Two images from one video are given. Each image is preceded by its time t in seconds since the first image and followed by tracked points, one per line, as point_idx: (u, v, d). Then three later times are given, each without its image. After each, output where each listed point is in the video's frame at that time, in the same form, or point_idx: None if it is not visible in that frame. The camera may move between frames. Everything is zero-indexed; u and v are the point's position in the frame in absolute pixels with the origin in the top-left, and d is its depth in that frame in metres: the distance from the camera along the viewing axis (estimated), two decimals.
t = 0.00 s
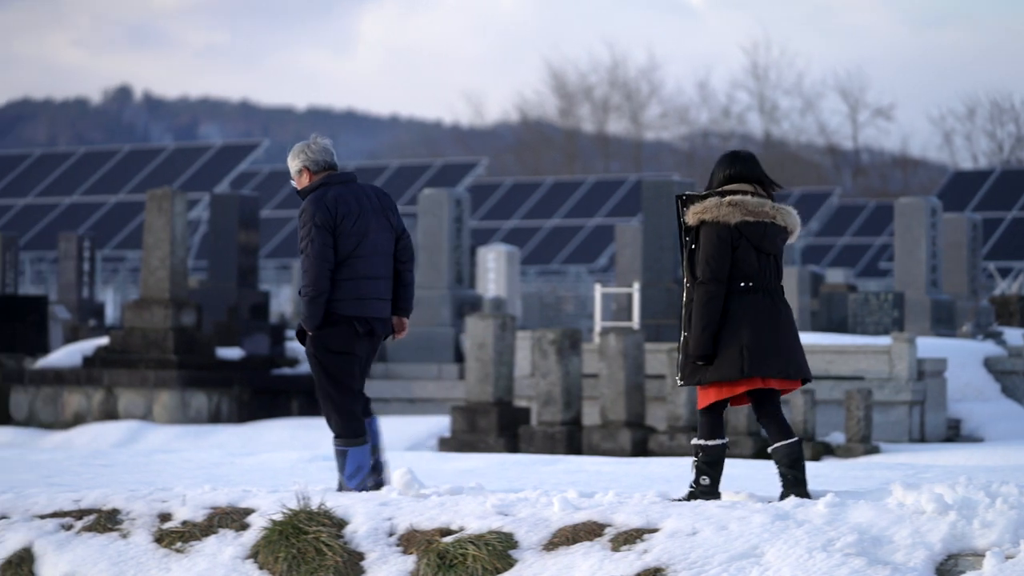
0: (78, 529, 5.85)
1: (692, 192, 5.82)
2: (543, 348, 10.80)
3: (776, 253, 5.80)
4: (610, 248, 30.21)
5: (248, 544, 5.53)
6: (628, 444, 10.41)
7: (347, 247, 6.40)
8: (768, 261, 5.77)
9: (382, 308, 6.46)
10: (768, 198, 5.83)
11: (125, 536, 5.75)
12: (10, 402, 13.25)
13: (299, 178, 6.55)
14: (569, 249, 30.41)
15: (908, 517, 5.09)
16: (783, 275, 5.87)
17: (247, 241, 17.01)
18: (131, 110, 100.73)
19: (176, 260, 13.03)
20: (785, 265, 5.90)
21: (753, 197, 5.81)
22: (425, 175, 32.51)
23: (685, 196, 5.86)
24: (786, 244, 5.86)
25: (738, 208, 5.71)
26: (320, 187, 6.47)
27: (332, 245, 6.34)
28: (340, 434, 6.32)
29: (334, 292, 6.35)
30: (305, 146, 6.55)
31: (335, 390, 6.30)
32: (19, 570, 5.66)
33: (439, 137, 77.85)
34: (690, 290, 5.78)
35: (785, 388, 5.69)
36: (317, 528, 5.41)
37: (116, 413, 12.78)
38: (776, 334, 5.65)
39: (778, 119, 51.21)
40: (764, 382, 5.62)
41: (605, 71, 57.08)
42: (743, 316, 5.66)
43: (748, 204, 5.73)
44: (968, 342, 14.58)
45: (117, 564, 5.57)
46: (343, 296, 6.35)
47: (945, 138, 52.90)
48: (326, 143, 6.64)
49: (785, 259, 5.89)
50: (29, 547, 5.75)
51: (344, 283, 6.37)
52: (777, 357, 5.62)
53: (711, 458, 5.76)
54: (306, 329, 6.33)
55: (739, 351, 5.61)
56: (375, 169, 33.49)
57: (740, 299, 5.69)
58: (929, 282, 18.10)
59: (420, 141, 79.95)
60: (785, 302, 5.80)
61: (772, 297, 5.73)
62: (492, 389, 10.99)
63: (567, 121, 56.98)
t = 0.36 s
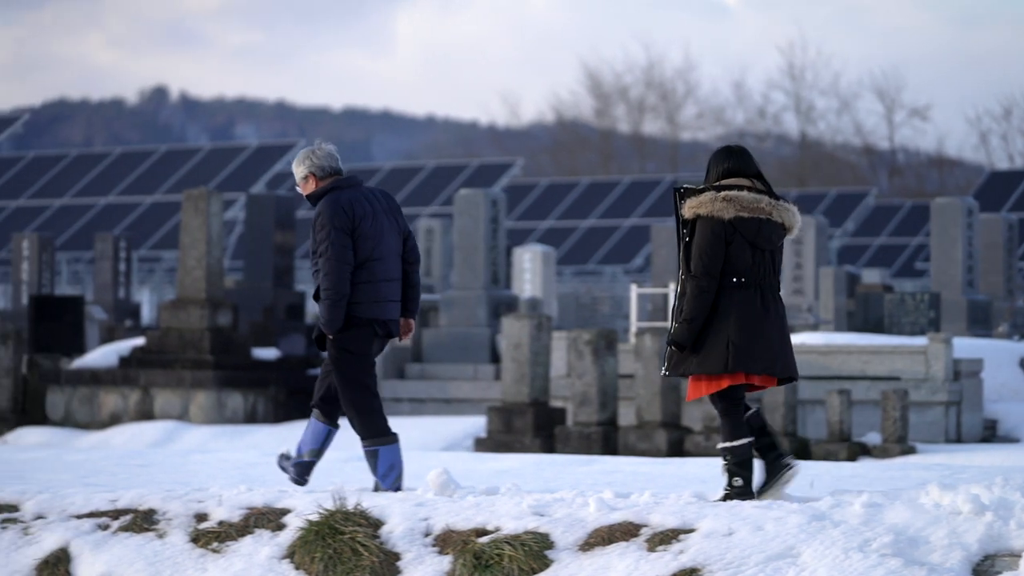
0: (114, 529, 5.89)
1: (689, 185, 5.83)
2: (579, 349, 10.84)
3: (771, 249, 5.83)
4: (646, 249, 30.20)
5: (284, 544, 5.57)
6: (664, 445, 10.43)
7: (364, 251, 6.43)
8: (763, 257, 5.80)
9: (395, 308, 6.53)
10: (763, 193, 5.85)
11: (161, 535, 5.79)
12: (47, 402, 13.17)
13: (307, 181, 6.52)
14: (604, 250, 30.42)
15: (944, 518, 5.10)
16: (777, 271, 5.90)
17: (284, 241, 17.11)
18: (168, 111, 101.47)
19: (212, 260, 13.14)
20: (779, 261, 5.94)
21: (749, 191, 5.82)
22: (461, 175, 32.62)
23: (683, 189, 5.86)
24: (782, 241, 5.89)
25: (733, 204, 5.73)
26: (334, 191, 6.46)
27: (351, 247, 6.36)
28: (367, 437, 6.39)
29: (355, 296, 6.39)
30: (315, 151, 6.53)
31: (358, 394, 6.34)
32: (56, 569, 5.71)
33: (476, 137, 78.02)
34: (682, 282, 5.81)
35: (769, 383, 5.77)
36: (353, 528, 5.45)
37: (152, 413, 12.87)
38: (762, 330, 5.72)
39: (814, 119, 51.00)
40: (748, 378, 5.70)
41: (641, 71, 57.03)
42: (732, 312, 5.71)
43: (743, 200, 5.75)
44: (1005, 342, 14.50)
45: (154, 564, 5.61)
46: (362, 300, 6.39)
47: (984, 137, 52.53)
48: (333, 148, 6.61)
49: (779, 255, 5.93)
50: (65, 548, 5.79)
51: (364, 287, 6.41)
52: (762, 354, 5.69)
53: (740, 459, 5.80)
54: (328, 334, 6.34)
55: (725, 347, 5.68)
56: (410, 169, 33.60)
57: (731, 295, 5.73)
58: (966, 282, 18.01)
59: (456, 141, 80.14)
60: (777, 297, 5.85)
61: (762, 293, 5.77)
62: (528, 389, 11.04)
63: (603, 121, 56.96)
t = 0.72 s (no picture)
0: (152, 529, 5.94)
1: (691, 191, 5.82)
2: (617, 349, 10.85)
3: (772, 253, 5.83)
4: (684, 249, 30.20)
5: (321, 544, 5.60)
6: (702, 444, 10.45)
7: (360, 262, 6.48)
8: (764, 263, 5.80)
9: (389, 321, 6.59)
10: (764, 198, 5.86)
11: (199, 536, 5.83)
12: (85, 402, 13.27)
13: (305, 192, 6.58)
14: (642, 250, 30.42)
15: (983, 519, 5.10)
16: (778, 276, 5.90)
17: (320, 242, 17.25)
18: (208, 112, 102.06)
19: (250, 261, 13.27)
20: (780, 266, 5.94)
21: (750, 197, 5.83)
22: (498, 175, 32.69)
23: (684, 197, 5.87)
24: (783, 246, 5.88)
25: (734, 210, 5.73)
26: (332, 202, 6.52)
27: (347, 255, 6.41)
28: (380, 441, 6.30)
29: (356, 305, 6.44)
30: (314, 162, 6.60)
31: (361, 399, 6.32)
32: (94, 568, 5.76)
33: (513, 138, 78.13)
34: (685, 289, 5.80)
35: (779, 387, 5.76)
36: (392, 529, 5.50)
37: (190, 413, 12.96)
38: (767, 334, 5.70)
39: (851, 119, 50.75)
40: (755, 382, 5.68)
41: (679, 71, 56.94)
42: (736, 317, 5.70)
43: (745, 205, 5.75)
44: None
45: (192, 564, 5.64)
46: (362, 309, 6.44)
47: None
48: (329, 161, 6.69)
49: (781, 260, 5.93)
50: (103, 547, 5.85)
51: (363, 298, 6.46)
52: (769, 359, 5.67)
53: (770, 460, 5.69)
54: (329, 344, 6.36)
55: (730, 353, 5.67)
56: (447, 170, 33.69)
57: (734, 300, 5.73)
58: (1003, 282, 17.90)
59: (493, 142, 80.18)
60: (779, 302, 5.83)
61: (765, 298, 5.76)
62: (566, 389, 11.09)
63: (640, 121, 56.88)
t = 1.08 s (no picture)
0: (193, 529, 6.02)
1: (690, 190, 5.97)
2: (657, 349, 10.89)
3: (768, 252, 6.00)
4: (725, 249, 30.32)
5: (362, 544, 5.65)
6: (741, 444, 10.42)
7: (345, 255, 6.60)
8: (761, 261, 5.96)
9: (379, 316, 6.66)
10: (762, 197, 6.01)
11: (240, 536, 5.89)
12: (127, 402, 13.51)
13: (309, 179, 6.73)
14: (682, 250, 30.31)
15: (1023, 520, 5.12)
16: (773, 273, 6.07)
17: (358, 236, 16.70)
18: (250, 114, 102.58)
19: (289, 261, 13.33)
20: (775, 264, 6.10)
21: (748, 196, 5.98)
22: (538, 176, 32.75)
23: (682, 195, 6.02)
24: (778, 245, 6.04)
25: (733, 210, 5.88)
26: (330, 193, 6.65)
27: (333, 248, 6.54)
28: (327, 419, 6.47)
29: (336, 299, 6.55)
30: (320, 149, 6.72)
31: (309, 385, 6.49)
32: (135, 569, 5.85)
33: (554, 138, 78.14)
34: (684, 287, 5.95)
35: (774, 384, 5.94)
36: (432, 529, 5.54)
37: (231, 413, 13.09)
38: (762, 332, 5.86)
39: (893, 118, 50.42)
40: (750, 381, 5.86)
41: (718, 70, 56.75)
42: (734, 316, 5.85)
43: (743, 205, 5.91)
44: None
45: (233, 564, 5.71)
46: (343, 303, 6.54)
47: None
48: (345, 151, 6.82)
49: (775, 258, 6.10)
50: (145, 547, 5.93)
51: (344, 291, 6.55)
52: (763, 357, 5.83)
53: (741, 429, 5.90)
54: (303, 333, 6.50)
55: (727, 351, 5.83)
56: (488, 170, 33.76)
57: (733, 299, 5.88)
58: None
59: (534, 142, 80.21)
60: (775, 299, 6.00)
61: (762, 295, 5.92)
62: (606, 389, 11.14)
63: (681, 121, 56.76)
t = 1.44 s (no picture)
0: (224, 529, 6.04)
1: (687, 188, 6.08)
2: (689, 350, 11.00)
3: (765, 249, 6.12)
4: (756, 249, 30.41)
5: (394, 544, 5.68)
6: (774, 444, 10.45)
7: (337, 252, 6.58)
8: (758, 258, 6.08)
9: (367, 316, 6.57)
10: (759, 196, 6.14)
11: (272, 535, 5.92)
12: (159, 402, 13.46)
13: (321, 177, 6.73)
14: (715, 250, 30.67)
15: None
16: (769, 271, 6.18)
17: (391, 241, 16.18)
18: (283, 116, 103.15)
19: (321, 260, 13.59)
20: (772, 261, 6.21)
21: (745, 194, 6.11)
22: (569, 176, 32.81)
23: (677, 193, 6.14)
24: (774, 242, 6.16)
25: (731, 207, 6.00)
26: (334, 193, 6.66)
27: (323, 245, 6.54)
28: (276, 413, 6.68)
29: (322, 296, 6.53)
30: (332, 146, 6.73)
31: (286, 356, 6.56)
32: (167, 568, 5.88)
33: (585, 140, 78.21)
34: (681, 284, 6.05)
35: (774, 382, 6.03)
36: (464, 529, 5.57)
37: (263, 413, 13.09)
38: (760, 328, 5.97)
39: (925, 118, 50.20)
40: (750, 378, 5.94)
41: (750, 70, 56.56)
42: (733, 313, 5.95)
43: (742, 203, 6.03)
44: None
45: (265, 564, 5.74)
46: (328, 299, 6.52)
47: None
48: (361, 151, 6.80)
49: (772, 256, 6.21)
50: (176, 547, 5.96)
51: (330, 289, 6.53)
52: (764, 354, 5.94)
53: (685, 450, 6.06)
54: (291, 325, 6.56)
55: (727, 349, 5.91)
56: (519, 171, 33.83)
57: (731, 296, 5.99)
58: None
59: (565, 142, 80.29)
60: (772, 297, 6.11)
61: (759, 293, 6.04)
62: (638, 390, 11.18)
63: (712, 122, 56.70)
